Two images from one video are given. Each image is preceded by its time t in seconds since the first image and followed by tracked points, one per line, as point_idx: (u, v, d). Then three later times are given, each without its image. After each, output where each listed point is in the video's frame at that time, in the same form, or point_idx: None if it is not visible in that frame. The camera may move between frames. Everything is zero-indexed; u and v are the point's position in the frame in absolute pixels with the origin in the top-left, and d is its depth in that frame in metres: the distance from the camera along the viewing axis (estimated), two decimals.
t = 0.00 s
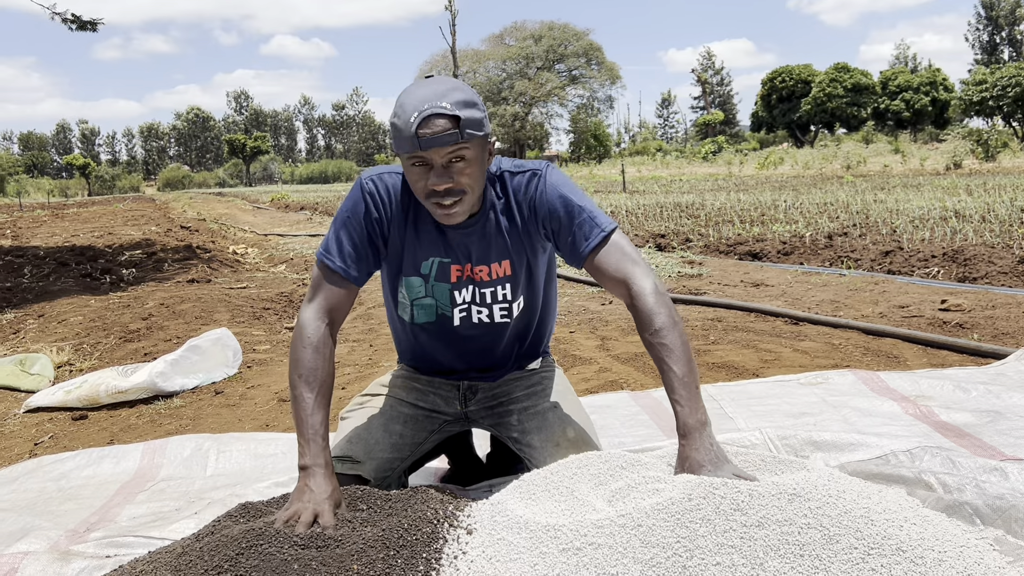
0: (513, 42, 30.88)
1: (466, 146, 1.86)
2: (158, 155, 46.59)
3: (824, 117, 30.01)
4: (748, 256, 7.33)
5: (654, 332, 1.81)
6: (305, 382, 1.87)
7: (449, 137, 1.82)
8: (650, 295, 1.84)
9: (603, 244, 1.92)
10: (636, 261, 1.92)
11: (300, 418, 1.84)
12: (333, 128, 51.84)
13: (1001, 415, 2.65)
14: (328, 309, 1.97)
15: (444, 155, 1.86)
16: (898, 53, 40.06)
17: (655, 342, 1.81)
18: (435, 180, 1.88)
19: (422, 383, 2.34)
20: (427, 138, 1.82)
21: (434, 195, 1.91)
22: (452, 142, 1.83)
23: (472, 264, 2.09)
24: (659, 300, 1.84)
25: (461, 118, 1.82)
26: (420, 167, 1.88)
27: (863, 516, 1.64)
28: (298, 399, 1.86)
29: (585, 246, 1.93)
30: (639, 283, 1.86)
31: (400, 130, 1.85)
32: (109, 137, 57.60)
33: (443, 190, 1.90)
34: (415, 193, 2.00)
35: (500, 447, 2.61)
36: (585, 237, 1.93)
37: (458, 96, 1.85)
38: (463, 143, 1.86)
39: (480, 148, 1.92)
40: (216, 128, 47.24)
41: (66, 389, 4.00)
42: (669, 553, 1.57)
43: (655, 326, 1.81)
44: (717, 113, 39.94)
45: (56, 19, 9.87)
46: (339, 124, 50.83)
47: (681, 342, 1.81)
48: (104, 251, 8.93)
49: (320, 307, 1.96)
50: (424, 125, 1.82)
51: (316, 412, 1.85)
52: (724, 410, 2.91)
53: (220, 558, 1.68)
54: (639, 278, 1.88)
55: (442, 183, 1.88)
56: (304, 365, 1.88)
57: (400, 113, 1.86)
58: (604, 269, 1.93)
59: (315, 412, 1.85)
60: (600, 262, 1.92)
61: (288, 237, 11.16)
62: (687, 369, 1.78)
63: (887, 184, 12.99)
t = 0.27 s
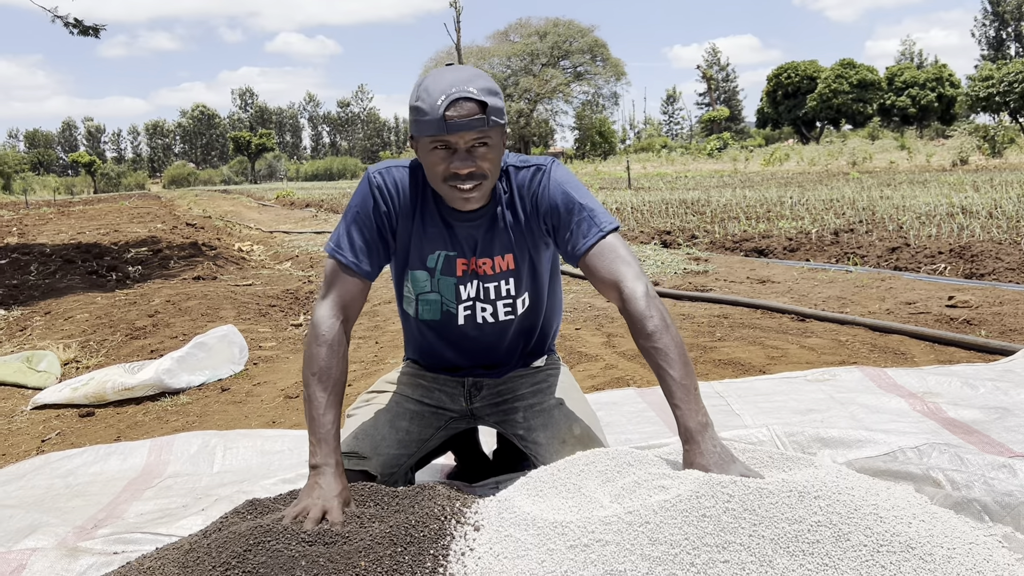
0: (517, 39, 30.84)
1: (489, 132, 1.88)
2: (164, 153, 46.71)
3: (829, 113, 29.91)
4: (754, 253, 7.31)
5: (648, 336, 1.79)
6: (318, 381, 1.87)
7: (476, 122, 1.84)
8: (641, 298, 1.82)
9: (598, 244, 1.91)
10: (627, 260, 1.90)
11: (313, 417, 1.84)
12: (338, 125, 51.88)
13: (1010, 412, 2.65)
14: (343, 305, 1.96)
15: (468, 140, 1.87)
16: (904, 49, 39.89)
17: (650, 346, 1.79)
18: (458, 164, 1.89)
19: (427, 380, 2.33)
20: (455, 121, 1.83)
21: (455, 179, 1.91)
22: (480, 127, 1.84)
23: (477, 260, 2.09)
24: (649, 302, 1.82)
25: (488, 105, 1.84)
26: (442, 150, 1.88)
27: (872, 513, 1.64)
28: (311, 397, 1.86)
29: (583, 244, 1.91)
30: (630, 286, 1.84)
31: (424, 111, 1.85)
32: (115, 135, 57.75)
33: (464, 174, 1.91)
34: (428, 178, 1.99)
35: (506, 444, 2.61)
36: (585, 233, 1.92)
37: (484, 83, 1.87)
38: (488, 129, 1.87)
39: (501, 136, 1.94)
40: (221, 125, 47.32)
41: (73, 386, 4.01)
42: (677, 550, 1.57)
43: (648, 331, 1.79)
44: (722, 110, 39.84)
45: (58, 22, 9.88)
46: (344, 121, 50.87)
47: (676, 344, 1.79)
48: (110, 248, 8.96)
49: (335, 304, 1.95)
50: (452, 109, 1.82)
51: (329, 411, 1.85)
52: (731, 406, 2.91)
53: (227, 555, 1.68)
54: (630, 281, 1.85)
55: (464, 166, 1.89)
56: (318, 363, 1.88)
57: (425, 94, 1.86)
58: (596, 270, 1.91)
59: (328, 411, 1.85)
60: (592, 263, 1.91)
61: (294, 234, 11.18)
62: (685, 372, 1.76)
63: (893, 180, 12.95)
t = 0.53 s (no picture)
0: (522, 36, 30.79)
1: (502, 117, 1.90)
2: (170, 150, 46.85)
3: (835, 110, 29.79)
4: (760, 249, 7.29)
5: (652, 337, 1.79)
6: (330, 376, 1.88)
7: (490, 106, 1.86)
8: (645, 299, 1.82)
9: (604, 242, 1.91)
10: (632, 259, 1.90)
11: (325, 414, 1.86)
12: (343, 122, 51.93)
13: (1018, 409, 2.63)
14: (357, 300, 1.96)
15: (482, 124, 1.88)
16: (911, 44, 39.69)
17: (653, 347, 1.79)
18: (471, 148, 1.90)
19: (433, 377, 2.34)
20: (470, 104, 1.85)
21: (468, 164, 1.92)
22: (494, 110, 1.86)
23: (485, 253, 2.09)
24: (653, 303, 1.82)
25: (502, 90, 1.86)
26: (455, 135, 1.90)
27: (880, 510, 1.63)
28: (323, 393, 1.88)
29: (590, 240, 1.91)
30: (634, 287, 1.84)
31: (439, 96, 1.87)
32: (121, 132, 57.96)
33: (478, 159, 1.91)
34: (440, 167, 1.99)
35: (511, 441, 2.61)
36: (591, 229, 1.92)
37: (498, 70, 1.90)
38: (501, 114, 1.89)
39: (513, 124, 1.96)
40: (227, 123, 47.41)
41: (79, 383, 4.03)
42: (683, 548, 1.56)
43: (652, 331, 1.80)
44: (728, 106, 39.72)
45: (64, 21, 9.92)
46: (349, 118, 50.89)
47: (679, 345, 1.79)
48: (116, 246, 8.98)
49: (349, 298, 1.95)
50: (466, 92, 1.85)
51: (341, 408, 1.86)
52: (737, 403, 2.90)
53: (233, 551, 1.68)
54: (634, 281, 1.85)
55: (477, 150, 1.89)
56: (331, 359, 1.89)
57: (439, 80, 1.88)
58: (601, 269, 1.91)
59: (340, 409, 1.86)
60: (596, 262, 1.91)
61: (299, 231, 11.20)
62: (687, 372, 1.77)
63: (900, 176, 12.89)
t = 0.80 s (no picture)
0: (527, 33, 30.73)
1: (511, 115, 1.89)
2: (175, 148, 46.97)
3: (841, 107, 29.71)
4: (766, 246, 7.27)
5: (658, 337, 1.79)
6: (338, 376, 1.88)
7: (499, 105, 1.85)
8: (652, 297, 1.81)
9: (613, 240, 1.90)
10: (641, 259, 1.89)
11: (334, 414, 1.86)
12: (348, 120, 51.96)
13: None
14: (364, 299, 1.96)
15: (491, 123, 1.88)
16: (917, 41, 39.58)
17: (660, 347, 1.79)
18: (479, 148, 1.89)
19: (439, 375, 2.35)
20: (478, 103, 1.84)
21: (477, 163, 1.91)
22: (502, 109, 1.86)
23: (493, 251, 2.09)
24: (661, 302, 1.81)
25: (510, 88, 1.85)
26: (464, 133, 1.89)
27: (888, 508, 1.62)
28: (331, 393, 1.88)
29: (599, 239, 1.91)
30: (643, 286, 1.84)
31: (447, 95, 1.87)
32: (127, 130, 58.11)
33: (487, 158, 1.90)
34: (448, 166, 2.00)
35: (517, 439, 2.62)
36: (601, 227, 1.91)
37: (507, 68, 1.89)
38: (510, 113, 1.89)
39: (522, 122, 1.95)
40: (232, 120, 47.51)
41: (85, 380, 4.04)
42: (690, 547, 1.56)
43: (659, 330, 1.79)
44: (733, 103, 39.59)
45: (71, 17, 9.96)
46: (354, 116, 50.92)
47: (685, 346, 1.79)
48: (122, 244, 9.01)
49: (355, 296, 1.95)
50: (475, 91, 1.84)
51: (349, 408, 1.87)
52: (744, 401, 2.90)
53: (238, 549, 1.69)
54: (641, 280, 1.85)
55: (485, 149, 1.88)
56: (338, 358, 1.89)
57: (447, 80, 1.88)
58: (610, 269, 1.90)
59: (348, 409, 1.87)
60: (605, 260, 1.90)
61: (304, 229, 11.21)
62: (694, 374, 1.76)
63: (906, 173, 12.84)
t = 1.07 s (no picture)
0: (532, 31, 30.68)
1: (516, 106, 1.89)
2: (180, 147, 47.10)
3: (847, 104, 29.60)
4: (772, 244, 7.25)
5: (661, 337, 1.80)
6: (348, 375, 1.89)
7: (504, 94, 1.85)
8: (656, 298, 1.81)
9: (619, 238, 1.90)
10: (646, 258, 1.88)
11: (342, 413, 1.87)
12: (353, 119, 52.01)
13: None
14: (373, 297, 1.96)
15: (496, 113, 1.88)
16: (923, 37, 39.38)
17: (662, 347, 1.80)
18: (485, 138, 1.89)
19: (444, 372, 2.35)
20: (483, 93, 1.84)
21: (482, 153, 1.91)
22: (508, 99, 1.86)
23: (499, 246, 2.09)
24: (665, 303, 1.81)
25: (516, 78, 1.85)
26: (469, 124, 1.89)
27: (896, 507, 1.62)
28: (341, 392, 1.89)
29: (605, 235, 1.91)
30: (647, 285, 1.84)
31: (453, 86, 1.87)
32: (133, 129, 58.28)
33: (492, 149, 1.90)
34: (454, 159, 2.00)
35: (521, 438, 2.62)
36: (607, 223, 1.91)
37: (512, 59, 1.90)
38: (515, 103, 1.89)
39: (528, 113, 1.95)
40: (237, 119, 47.59)
41: (90, 378, 4.06)
42: (697, 545, 1.56)
43: (662, 331, 1.80)
44: (738, 101, 39.49)
45: (78, 13, 9.99)
46: (359, 115, 50.96)
47: (688, 346, 1.79)
48: (128, 242, 9.04)
49: (364, 293, 1.95)
50: (480, 81, 1.84)
51: (359, 408, 1.87)
52: (750, 399, 2.89)
53: (244, 547, 1.69)
54: (646, 279, 1.85)
55: (490, 139, 1.88)
56: (348, 357, 1.90)
57: (453, 70, 1.89)
58: (614, 267, 1.90)
59: (358, 408, 1.87)
60: (611, 258, 1.90)
61: (310, 227, 11.23)
62: (696, 374, 1.77)
63: (912, 171, 12.79)
